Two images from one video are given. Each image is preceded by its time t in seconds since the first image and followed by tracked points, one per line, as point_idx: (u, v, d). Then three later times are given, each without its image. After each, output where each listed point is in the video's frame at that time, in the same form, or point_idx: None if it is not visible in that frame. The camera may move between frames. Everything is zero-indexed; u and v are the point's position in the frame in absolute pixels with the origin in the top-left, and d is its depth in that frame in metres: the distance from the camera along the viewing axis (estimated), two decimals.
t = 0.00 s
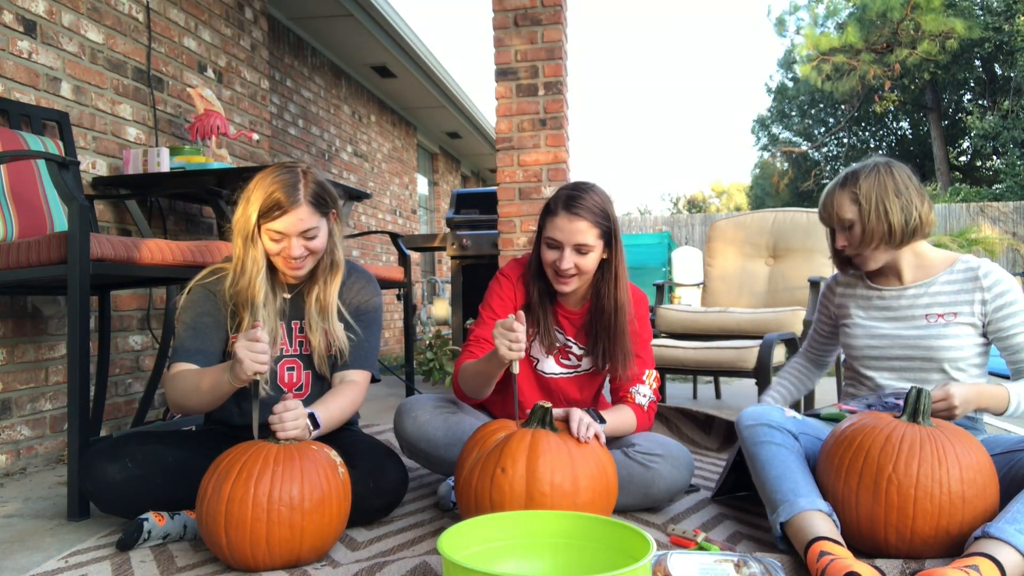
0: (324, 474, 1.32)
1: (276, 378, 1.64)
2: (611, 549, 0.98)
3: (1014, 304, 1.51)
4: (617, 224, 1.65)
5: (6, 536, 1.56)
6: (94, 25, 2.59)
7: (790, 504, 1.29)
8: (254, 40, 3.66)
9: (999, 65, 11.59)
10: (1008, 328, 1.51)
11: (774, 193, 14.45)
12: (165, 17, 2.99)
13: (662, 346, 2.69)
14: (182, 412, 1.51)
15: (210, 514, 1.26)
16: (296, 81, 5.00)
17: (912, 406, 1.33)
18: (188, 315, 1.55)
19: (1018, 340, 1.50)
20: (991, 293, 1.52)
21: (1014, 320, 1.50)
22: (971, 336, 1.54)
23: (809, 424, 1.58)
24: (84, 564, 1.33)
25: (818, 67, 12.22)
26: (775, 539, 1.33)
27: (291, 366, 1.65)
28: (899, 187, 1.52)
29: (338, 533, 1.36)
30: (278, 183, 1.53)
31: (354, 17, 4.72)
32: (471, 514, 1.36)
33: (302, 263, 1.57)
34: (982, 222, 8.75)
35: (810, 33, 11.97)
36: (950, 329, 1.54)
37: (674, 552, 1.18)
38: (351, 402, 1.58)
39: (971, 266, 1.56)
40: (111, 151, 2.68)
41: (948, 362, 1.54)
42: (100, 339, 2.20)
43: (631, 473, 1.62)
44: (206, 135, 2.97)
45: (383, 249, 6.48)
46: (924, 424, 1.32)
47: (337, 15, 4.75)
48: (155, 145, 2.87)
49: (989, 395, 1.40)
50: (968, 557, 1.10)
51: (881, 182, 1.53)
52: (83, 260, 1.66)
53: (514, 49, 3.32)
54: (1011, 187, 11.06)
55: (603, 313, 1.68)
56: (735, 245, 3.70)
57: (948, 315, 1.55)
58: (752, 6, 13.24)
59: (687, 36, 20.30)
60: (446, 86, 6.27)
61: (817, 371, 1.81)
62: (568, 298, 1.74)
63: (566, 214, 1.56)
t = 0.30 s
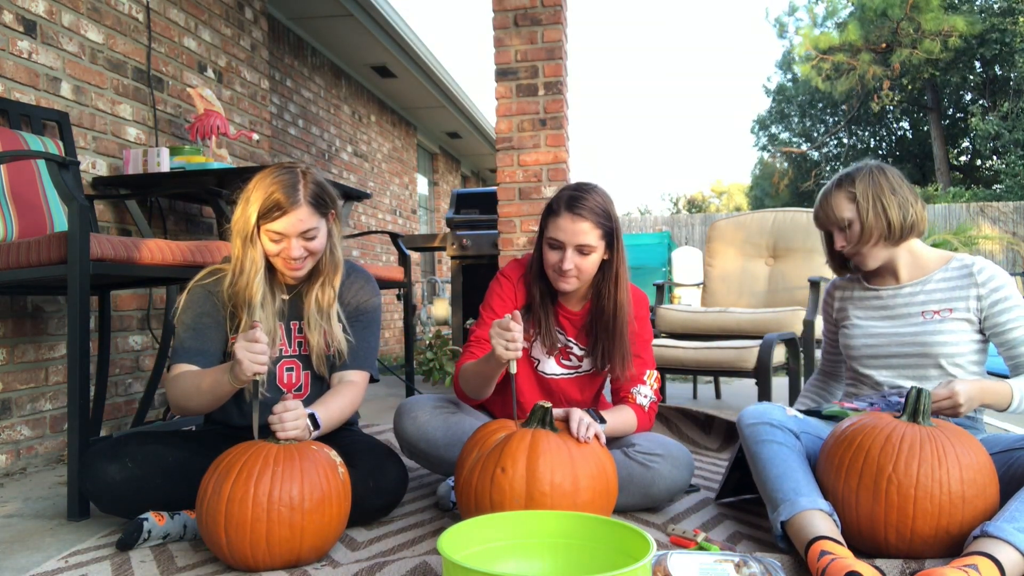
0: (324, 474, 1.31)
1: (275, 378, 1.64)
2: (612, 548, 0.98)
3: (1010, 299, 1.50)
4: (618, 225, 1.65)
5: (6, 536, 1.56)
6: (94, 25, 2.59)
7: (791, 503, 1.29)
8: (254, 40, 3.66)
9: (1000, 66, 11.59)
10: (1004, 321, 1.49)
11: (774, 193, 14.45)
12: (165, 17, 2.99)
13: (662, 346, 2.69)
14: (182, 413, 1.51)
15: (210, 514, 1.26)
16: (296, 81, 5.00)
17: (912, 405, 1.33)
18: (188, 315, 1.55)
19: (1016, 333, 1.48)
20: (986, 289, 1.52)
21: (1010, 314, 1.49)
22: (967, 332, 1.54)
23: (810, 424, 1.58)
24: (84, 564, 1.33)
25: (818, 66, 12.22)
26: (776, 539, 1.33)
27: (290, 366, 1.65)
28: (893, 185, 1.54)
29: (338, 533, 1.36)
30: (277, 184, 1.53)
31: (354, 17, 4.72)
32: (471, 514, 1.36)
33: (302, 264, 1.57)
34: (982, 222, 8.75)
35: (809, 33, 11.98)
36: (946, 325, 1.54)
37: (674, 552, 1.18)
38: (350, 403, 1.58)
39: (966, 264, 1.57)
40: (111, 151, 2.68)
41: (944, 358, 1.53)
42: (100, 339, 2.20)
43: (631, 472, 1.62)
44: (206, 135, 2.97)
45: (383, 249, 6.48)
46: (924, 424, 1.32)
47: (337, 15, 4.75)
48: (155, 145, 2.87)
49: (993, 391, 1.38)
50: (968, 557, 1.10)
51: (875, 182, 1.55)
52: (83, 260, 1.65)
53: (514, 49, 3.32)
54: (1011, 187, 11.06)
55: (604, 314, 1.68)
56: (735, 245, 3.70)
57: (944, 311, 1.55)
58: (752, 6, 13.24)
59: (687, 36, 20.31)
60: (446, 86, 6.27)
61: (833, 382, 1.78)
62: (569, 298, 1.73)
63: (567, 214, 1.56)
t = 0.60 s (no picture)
0: (324, 474, 1.32)
1: (276, 377, 1.64)
2: (612, 549, 0.98)
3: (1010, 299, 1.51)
4: (617, 226, 1.65)
5: (6, 536, 1.56)
6: (94, 25, 2.59)
7: (792, 502, 1.29)
8: (254, 41, 3.66)
9: (1000, 66, 11.59)
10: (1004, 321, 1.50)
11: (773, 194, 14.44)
12: (165, 17, 2.99)
13: (662, 346, 2.69)
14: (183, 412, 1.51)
15: (210, 514, 1.26)
16: (296, 81, 4.99)
17: (912, 405, 1.33)
18: (189, 316, 1.55)
19: (1016, 332, 1.49)
20: (987, 289, 1.53)
21: (1010, 314, 1.49)
22: (967, 333, 1.54)
23: (811, 423, 1.58)
24: (84, 564, 1.33)
25: (817, 66, 12.22)
26: (776, 538, 1.33)
27: (291, 366, 1.65)
28: (896, 186, 1.54)
29: (338, 533, 1.36)
30: (279, 184, 1.53)
31: (354, 17, 4.72)
32: (471, 514, 1.37)
33: (304, 264, 1.57)
34: (982, 222, 8.75)
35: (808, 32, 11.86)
36: (948, 325, 1.54)
37: (674, 552, 1.18)
38: (350, 403, 1.58)
39: (967, 265, 1.57)
40: (111, 151, 2.68)
41: (945, 358, 1.53)
42: (100, 339, 2.20)
43: (631, 473, 1.62)
44: (206, 135, 2.97)
45: (383, 249, 6.48)
46: (924, 424, 1.32)
47: (336, 15, 4.75)
48: (155, 145, 2.87)
49: (998, 392, 1.39)
50: (968, 556, 1.10)
51: (877, 182, 1.55)
52: (83, 260, 1.66)
53: (514, 49, 3.32)
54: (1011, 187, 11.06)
55: (603, 314, 1.68)
56: (735, 245, 3.70)
57: (945, 311, 1.55)
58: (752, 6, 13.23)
59: (687, 36, 20.31)
60: (446, 86, 6.27)
61: (827, 385, 1.82)
62: (569, 299, 1.73)
63: (567, 216, 1.56)
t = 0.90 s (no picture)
0: (324, 474, 1.32)
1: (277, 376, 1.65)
2: (612, 549, 0.98)
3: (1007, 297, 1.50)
4: (616, 226, 1.65)
5: (6, 536, 1.56)
6: (94, 25, 2.59)
7: (792, 502, 1.29)
8: (254, 41, 3.66)
9: (999, 66, 11.60)
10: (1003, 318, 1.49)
11: (773, 194, 14.44)
12: (165, 17, 2.99)
13: (662, 346, 2.69)
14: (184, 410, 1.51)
15: (210, 514, 1.26)
16: (296, 81, 4.99)
17: (913, 406, 1.33)
18: (189, 316, 1.55)
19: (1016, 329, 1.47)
20: (984, 288, 1.52)
21: (1010, 310, 1.49)
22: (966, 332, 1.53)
23: (812, 423, 1.59)
24: (84, 564, 1.33)
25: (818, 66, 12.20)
26: (776, 536, 1.34)
27: (292, 365, 1.65)
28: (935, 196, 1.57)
29: (338, 533, 1.36)
30: (280, 186, 1.52)
31: (354, 17, 4.72)
32: (471, 513, 1.37)
33: (304, 265, 1.57)
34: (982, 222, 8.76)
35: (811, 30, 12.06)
36: (946, 325, 1.54)
37: (675, 552, 1.18)
38: (351, 403, 1.58)
39: (963, 264, 1.56)
40: (111, 151, 2.68)
41: (946, 359, 1.53)
42: (100, 339, 2.20)
43: (631, 473, 1.62)
44: (206, 135, 2.96)
45: (383, 249, 6.48)
46: (924, 424, 1.32)
47: (337, 15, 4.76)
48: (155, 145, 2.87)
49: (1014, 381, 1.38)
50: (968, 557, 1.10)
51: (921, 179, 1.57)
52: (83, 261, 1.66)
53: (514, 49, 3.32)
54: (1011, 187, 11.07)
55: (602, 315, 1.68)
56: (735, 246, 3.70)
57: (944, 312, 1.55)
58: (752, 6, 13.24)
59: (687, 36, 20.31)
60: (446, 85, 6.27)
61: (828, 391, 1.80)
62: (569, 299, 1.73)
63: (565, 216, 1.56)
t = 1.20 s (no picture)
0: (324, 475, 1.31)
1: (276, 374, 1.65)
2: (612, 549, 0.98)
3: (1013, 296, 1.51)
4: (613, 223, 1.65)
5: (6, 536, 1.56)
6: (94, 25, 2.59)
7: (792, 502, 1.29)
8: (254, 40, 3.66)
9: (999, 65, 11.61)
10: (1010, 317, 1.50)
11: (773, 193, 14.45)
12: (165, 17, 2.99)
13: (663, 346, 2.69)
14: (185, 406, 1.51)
15: (210, 513, 1.26)
16: (296, 81, 5.00)
17: (913, 406, 1.33)
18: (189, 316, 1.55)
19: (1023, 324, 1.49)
20: (989, 288, 1.53)
21: (1016, 309, 1.49)
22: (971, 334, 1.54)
23: (811, 423, 1.59)
24: (84, 564, 1.33)
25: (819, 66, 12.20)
26: (776, 536, 1.34)
27: (290, 362, 1.65)
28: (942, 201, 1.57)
29: (338, 533, 1.36)
30: (279, 185, 1.52)
31: (354, 17, 4.72)
32: (471, 513, 1.37)
33: (303, 264, 1.57)
34: (982, 222, 8.77)
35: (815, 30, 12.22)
36: (950, 327, 1.54)
37: (674, 552, 1.18)
38: (351, 402, 1.58)
39: (965, 264, 1.57)
40: (111, 150, 2.68)
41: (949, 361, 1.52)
42: (100, 340, 2.20)
43: (631, 473, 1.62)
44: (206, 135, 2.96)
45: (383, 249, 6.48)
46: (924, 424, 1.32)
47: (337, 15, 4.75)
48: (155, 145, 2.87)
49: None
50: (968, 556, 1.11)
51: (933, 183, 1.56)
52: (83, 261, 1.66)
53: (514, 49, 3.32)
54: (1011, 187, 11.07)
55: (600, 313, 1.68)
56: (735, 245, 3.70)
57: (947, 313, 1.55)
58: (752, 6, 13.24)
59: (688, 36, 20.32)
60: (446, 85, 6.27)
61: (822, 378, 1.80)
62: (568, 297, 1.74)
63: (561, 214, 1.56)
